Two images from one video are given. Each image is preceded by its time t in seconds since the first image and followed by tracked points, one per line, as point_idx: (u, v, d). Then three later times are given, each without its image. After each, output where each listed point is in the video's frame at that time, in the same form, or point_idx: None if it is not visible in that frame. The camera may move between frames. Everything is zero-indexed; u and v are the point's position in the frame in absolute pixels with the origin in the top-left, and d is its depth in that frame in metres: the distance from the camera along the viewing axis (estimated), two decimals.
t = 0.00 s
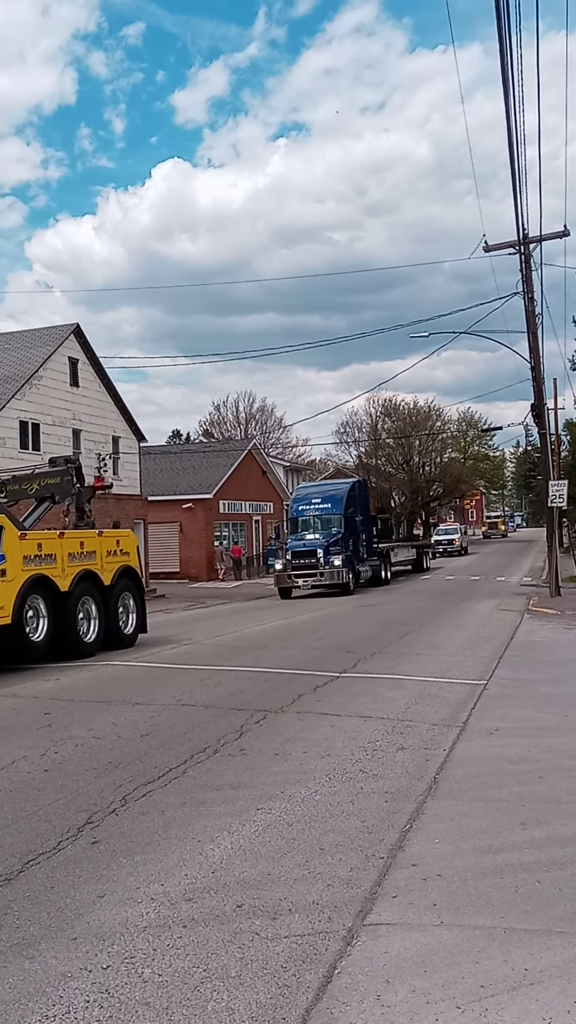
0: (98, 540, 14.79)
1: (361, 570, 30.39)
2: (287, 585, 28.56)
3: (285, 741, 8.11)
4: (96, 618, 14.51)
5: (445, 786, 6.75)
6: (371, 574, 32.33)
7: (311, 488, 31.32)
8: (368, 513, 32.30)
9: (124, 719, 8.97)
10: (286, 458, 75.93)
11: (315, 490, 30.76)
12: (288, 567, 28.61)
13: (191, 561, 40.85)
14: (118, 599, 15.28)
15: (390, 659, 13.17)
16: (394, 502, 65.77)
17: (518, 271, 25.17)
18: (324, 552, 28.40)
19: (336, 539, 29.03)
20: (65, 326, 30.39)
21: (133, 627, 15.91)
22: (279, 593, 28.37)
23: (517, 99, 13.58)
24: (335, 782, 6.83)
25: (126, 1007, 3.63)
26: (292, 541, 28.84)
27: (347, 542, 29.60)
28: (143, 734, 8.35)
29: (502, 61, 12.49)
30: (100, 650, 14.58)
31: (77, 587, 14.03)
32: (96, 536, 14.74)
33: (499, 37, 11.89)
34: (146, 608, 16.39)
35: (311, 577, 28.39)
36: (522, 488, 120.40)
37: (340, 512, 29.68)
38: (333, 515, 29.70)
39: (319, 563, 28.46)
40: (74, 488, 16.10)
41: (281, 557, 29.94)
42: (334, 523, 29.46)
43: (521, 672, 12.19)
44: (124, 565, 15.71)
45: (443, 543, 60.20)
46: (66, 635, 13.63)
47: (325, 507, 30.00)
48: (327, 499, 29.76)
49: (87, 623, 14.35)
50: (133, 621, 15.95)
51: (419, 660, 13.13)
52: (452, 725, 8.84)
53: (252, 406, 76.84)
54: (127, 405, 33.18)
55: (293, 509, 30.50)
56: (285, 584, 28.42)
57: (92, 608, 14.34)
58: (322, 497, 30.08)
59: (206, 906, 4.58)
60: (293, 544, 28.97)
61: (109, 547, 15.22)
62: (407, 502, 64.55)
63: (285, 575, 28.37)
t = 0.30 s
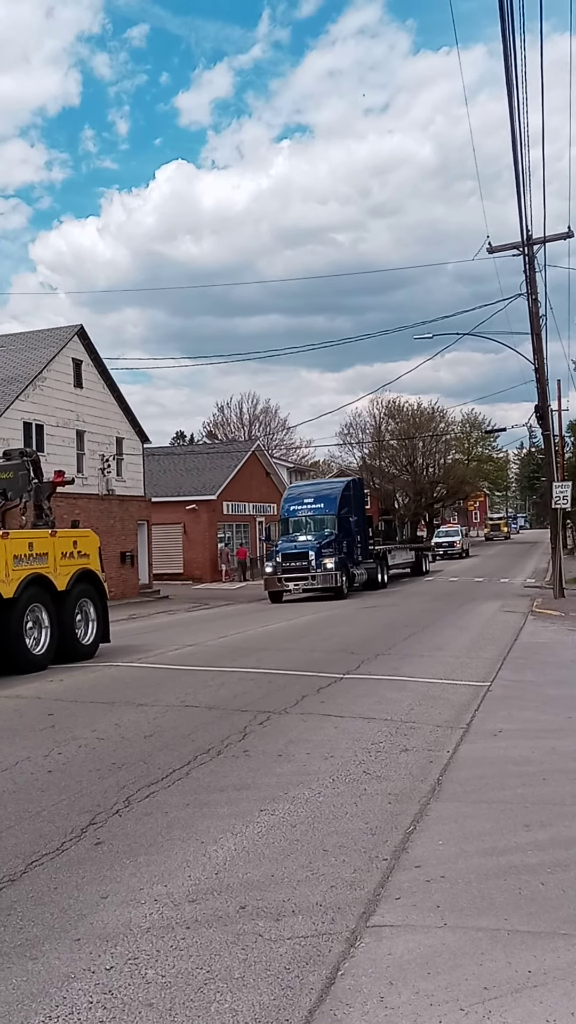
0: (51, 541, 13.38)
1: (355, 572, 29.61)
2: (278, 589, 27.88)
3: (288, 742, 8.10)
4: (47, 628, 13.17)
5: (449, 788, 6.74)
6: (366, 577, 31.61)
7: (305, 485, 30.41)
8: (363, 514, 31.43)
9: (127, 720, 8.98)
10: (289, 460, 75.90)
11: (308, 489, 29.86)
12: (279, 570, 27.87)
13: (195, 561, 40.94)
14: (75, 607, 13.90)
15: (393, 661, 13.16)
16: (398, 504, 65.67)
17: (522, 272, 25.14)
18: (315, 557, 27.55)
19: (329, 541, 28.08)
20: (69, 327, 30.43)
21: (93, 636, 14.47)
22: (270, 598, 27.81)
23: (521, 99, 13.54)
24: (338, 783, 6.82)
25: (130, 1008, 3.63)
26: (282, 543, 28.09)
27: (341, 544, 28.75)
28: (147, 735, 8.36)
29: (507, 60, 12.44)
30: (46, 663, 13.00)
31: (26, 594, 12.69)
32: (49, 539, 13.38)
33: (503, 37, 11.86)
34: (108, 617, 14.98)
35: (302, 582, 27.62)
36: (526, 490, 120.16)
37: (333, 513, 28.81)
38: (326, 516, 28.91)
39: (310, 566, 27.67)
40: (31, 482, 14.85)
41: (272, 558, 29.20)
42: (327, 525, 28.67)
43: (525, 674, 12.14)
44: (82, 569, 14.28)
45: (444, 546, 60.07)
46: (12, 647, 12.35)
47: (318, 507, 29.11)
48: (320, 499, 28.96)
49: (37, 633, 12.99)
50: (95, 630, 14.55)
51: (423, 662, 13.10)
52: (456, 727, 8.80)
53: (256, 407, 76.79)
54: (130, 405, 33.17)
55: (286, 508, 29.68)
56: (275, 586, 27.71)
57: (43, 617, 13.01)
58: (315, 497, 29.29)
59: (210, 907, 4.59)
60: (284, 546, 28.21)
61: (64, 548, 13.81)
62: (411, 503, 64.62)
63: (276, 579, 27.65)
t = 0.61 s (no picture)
0: None
1: (347, 574, 29.06)
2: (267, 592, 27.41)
3: (291, 743, 8.11)
4: None
5: (451, 788, 6.75)
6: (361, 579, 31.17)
7: (294, 485, 30.00)
8: (356, 514, 30.93)
9: (131, 722, 8.99)
10: (292, 461, 75.85)
11: (297, 489, 29.46)
12: (266, 572, 27.58)
13: (198, 562, 40.97)
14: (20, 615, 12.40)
15: (396, 662, 13.14)
16: (401, 505, 65.50)
17: (525, 273, 25.12)
18: (305, 558, 27.28)
19: (319, 541, 27.86)
20: (72, 329, 30.47)
21: (40, 647, 12.95)
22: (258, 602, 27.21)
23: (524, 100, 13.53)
24: (341, 784, 6.82)
25: (131, 1010, 3.63)
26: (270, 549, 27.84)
27: (332, 545, 28.31)
28: (149, 736, 8.37)
29: (509, 61, 12.43)
30: None
31: None
32: None
33: (505, 37, 11.84)
34: (60, 624, 13.43)
35: (291, 584, 27.21)
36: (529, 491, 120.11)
37: (323, 513, 28.41)
38: (316, 516, 28.57)
39: (300, 568, 27.36)
40: None
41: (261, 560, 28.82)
42: (317, 525, 28.36)
43: (528, 675, 12.13)
44: (29, 573, 12.68)
45: (443, 547, 59.62)
46: None
47: (309, 507, 28.68)
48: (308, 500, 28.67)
49: None
50: (41, 639, 13.02)
51: (425, 663, 13.09)
52: (458, 728, 8.78)
53: (259, 407, 76.74)
54: (133, 407, 33.20)
55: (275, 508, 29.27)
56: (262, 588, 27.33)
57: None
58: (304, 497, 28.96)
59: (212, 908, 4.59)
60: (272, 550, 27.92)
61: (6, 549, 12.21)
62: (414, 503, 64.54)
63: (264, 581, 27.28)
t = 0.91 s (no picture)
0: None
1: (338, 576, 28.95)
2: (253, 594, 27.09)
3: (293, 744, 8.11)
4: None
5: (453, 789, 6.76)
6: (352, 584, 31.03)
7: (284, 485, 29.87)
8: (348, 513, 30.87)
9: (133, 723, 8.99)
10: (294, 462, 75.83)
11: (286, 488, 29.30)
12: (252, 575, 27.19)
13: (200, 564, 40.98)
14: None
15: (398, 663, 13.13)
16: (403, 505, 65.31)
17: (527, 274, 25.11)
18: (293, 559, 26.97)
19: (307, 541, 27.63)
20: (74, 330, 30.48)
21: None
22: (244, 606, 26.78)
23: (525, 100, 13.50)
24: (342, 785, 6.82)
25: (133, 1011, 3.63)
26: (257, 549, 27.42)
27: (322, 546, 28.21)
28: (151, 737, 8.38)
29: (510, 61, 12.41)
30: None
31: None
32: None
33: (507, 37, 11.81)
34: None
35: (279, 586, 26.93)
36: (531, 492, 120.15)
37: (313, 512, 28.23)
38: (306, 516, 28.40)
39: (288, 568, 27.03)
40: None
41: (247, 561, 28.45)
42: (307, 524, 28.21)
43: (530, 676, 12.12)
44: None
45: (442, 547, 59.54)
46: None
47: (298, 507, 28.53)
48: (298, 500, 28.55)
49: None
50: None
51: (427, 665, 13.09)
52: (460, 729, 8.78)
53: (261, 408, 76.72)
54: (135, 408, 33.21)
55: (263, 508, 29.04)
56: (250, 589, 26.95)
57: None
58: (294, 497, 28.81)
59: (214, 909, 4.59)
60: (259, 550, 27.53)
61: None
62: (416, 504, 64.50)
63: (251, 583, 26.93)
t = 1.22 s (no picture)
0: None
1: (330, 577, 28.80)
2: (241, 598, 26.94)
3: (297, 745, 8.13)
4: None
5: (457, 790, 6.77)
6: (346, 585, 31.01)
7: (274, 484, 29.69)
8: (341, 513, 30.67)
9: (138, 724, 9.00)
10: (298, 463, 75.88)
11: (276, 487, 29.17)
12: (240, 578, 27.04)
13: (204, 565, 41.02)
14: None
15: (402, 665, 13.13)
16: (406, 506, 65.15)
17: (531, 275, 25.11)
18: (282, 560, 26.84)
19: (297, 541, 27.44)
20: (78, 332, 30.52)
21: None
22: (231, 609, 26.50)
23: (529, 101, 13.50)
24: (346, 786, 6.83)
25: (136, 1012, 3.63)
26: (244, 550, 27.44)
27: (314, 546, 28.01)
28: (156, 737, 8.40)
29: (514, 62, 12.40)
30: None
31: None
32: None
33: (510, 38, 11.80)
34: None
35: (267, 589, 26.78)
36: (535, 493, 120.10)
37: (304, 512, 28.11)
38: (298, 514, 28.31)
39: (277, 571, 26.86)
40: None
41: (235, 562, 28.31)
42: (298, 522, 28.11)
43: (534, 677, 12.11)
44: None
45: (442, 548, 59.47)
46: None
47: (289, 506, 28.46)
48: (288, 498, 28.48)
49: None
50: None
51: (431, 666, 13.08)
52: (464, 731, 8.79)
53: (264, 410, 76.80)
54: (139, 410, 33.25)
55: (252, 507, 29.08)
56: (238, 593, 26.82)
57: None
58: (285, 496, 28.74)
59: (218, 909, 4.60)
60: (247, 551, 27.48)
61: None
62: (420, 504, 64.48)
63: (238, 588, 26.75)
